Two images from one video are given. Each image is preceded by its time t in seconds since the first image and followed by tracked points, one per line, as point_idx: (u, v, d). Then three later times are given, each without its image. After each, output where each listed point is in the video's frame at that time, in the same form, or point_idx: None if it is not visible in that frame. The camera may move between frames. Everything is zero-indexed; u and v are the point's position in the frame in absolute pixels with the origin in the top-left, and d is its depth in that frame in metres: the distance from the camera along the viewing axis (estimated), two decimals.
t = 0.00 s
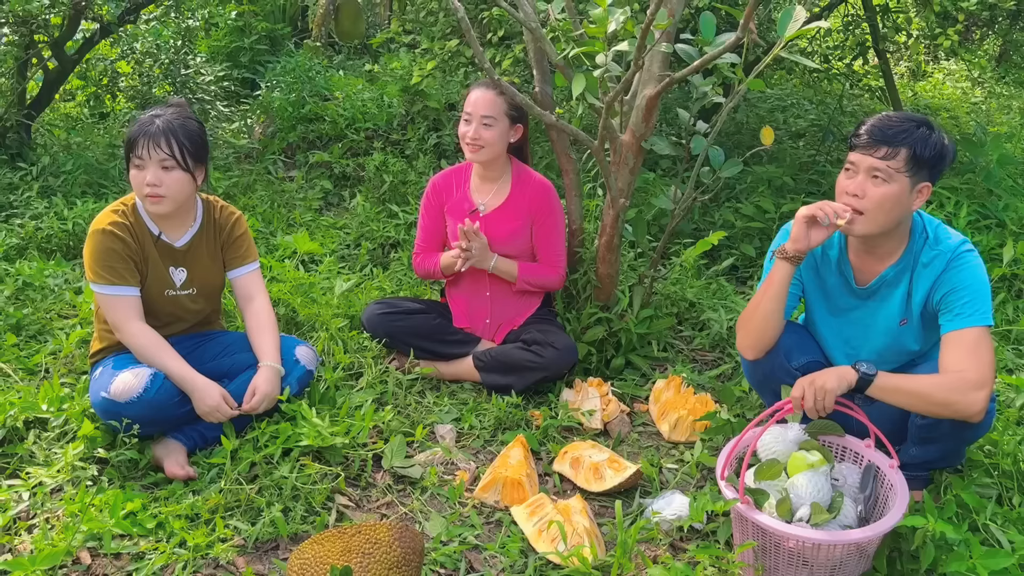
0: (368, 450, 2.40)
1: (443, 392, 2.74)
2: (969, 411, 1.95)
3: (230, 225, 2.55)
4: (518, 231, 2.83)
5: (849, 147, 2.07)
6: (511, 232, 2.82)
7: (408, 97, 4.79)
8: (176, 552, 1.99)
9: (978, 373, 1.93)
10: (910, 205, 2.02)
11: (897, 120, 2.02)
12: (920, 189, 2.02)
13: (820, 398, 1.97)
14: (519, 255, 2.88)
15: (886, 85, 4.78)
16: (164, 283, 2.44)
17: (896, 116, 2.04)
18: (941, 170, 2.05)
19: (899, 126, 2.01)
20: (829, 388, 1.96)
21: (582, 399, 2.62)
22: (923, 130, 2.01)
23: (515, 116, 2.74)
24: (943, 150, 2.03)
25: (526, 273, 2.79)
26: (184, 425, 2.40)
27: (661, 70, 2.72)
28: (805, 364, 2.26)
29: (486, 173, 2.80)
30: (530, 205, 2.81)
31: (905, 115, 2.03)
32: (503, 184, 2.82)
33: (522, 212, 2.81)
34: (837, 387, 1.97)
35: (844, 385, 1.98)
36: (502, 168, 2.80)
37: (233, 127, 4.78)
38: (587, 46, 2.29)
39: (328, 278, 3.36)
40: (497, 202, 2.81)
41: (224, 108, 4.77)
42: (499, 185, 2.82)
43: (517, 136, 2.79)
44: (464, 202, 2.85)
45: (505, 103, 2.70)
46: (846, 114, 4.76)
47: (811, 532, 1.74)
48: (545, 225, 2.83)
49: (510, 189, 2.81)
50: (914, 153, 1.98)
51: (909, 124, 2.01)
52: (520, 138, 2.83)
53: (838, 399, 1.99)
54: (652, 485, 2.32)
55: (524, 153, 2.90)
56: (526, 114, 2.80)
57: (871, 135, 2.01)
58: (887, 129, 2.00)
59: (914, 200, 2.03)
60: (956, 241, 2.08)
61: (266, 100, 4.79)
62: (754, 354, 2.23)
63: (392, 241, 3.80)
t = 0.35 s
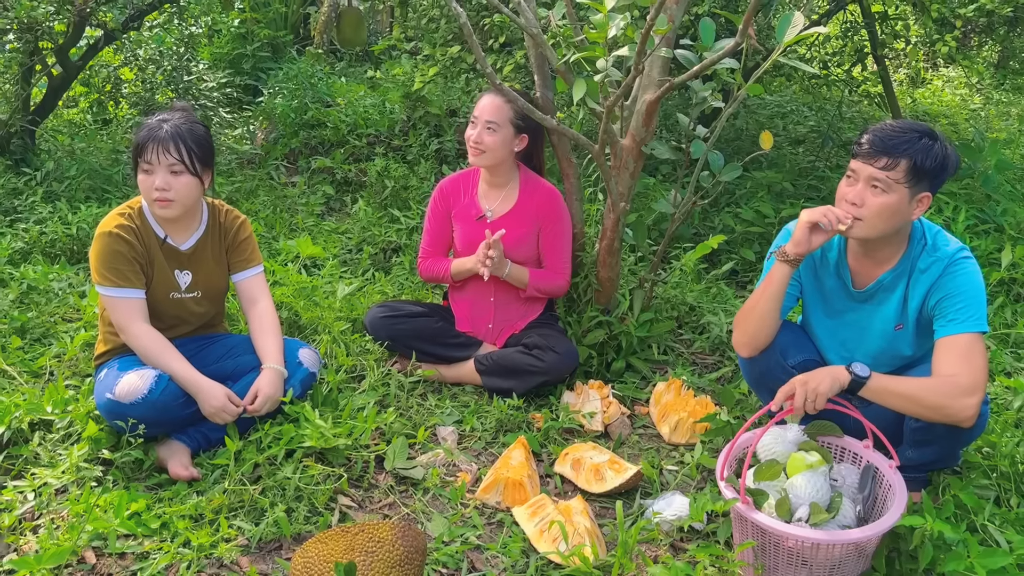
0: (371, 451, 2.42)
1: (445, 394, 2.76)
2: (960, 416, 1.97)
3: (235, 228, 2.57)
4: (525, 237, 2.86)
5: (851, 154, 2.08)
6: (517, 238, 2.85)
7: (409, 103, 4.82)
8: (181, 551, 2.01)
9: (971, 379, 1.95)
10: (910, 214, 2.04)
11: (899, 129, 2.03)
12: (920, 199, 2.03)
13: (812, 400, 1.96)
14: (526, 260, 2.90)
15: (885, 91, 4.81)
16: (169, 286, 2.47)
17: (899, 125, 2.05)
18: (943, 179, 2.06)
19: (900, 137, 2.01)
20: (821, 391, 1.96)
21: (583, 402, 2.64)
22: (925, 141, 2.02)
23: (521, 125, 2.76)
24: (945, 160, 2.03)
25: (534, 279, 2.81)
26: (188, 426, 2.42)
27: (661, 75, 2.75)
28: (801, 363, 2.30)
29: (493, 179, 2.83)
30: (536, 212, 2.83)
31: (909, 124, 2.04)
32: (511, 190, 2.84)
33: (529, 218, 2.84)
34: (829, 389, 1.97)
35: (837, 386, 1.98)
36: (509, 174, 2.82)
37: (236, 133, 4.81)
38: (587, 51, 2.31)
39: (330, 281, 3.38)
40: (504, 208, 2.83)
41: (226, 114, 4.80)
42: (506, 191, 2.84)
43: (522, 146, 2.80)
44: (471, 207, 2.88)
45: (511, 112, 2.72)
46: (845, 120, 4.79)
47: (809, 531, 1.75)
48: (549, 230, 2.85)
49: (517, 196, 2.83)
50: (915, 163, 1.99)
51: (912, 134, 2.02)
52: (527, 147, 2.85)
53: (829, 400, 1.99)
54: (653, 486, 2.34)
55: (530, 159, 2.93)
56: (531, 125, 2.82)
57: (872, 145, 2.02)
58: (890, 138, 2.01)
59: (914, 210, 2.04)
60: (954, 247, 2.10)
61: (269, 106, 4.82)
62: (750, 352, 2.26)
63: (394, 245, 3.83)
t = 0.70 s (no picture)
0: (371, 453, 2.43)
1: (445, 397, 2.77)
2: (962, 417, 1.98)
3: (237, 232, 2.59)
4: (522, 241, 2.88)
5: (846, 158, 2.09)
6: (514, 241, 2.87)
7: (409, 109, 4.85)
8: (183, 552, 2.02)
9: (971, 380, 1.97)
10: (906, 217, 2.06)
11: (894, 133, 2.05)
12: (916, 202, 2.04)
13: (824, 416, 1.96)
14: (523, 264, 2.92)
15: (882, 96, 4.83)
16: (171, 289, 2.48)
17: (894, 128, 2.07)
18: (939, 181, 2.08)
19: (895, 141, 2.03)
20: (832, 407, 1.95)
21: (583, 404, 2.66)
22: (921, 144, 2.03)
23: (519, 131, 2.78)
24: (941, 163, 2.05)
25: (532, 282, 2.83)
26: (190, 428, 2.43)
27: (659, 79, 2.77)
28: (800, 366, 2.31)
29: (487, 183, 2.85)
30: (533, 215, 2.86)
31: (904, 129, 2.05)
32: (505, 195, 2.86)
33: (525, 222, 2.86)
34: (839, 404, 1.96)
35: (846, 402, 1.98)
36: (504, 177, 2.84)
37: (236, 139, 4.83)
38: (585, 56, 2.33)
39: (331, 285, 3.40)
40: (499, 212, 2.86)
41: (226, 120, 4.83)
42: (500, 195, 2.86)
43: (518, 152, 2.81)
44: (467, 211, 2.90)
45: (509, 117, 2.74)
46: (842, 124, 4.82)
47: (808, 531, 1.76)
48: (547, 233, 2.87)
49: (512, 200, 2.86)
50: (910, 167, 2.00)
51: (907, 138, 2.03)
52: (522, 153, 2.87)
53: (838, 414, 1.99)
54: (652, 487, 2.35)
55: (527, 164, 2.95)
56: (529, 132, 2.84)
57: (867, 149, 2.04)
58: (885, 143, 2.03)
59: (909, 213, 2.06)
60: (950, 249, 2.12)
61: (269, 111, 4.85)
62: (748, 355, 2.27)
63: (394, 250, 3.85)
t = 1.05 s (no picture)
0: (371, 455, 2.43)
1: (443, 399, 2.78)
2: (955, 415, 1.99)
3: (236, 234, 2.60)
4: (514, 241, 2.89)
5: (843, 166, 2.09)
6: (508, 242, 2.88)
7: (407, 112, 4.86)
8: (183, 554, 2.03)
9: (964, 378, 1.98)
10: (905, 221, 2.07)
11: (891, 138, 2.05)
12: (914, 205, 2.06)
13: (813, 411, 1.97)
14: (518, 264, 2.93)
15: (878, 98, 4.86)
16: (171, 292, 2.49)
17: (889, 133, 2.07)
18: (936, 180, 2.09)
19: (892, 147, 2.03)
20: (821, 402, 1.96)
21: (582, 405, 2.67)
22: (917, 148, 2.04)
23: (513, 133, 2.79)
24: (938, 163, 2.06)
25: (526, 282, 2.85)
26: (189, 431, 2.44)
27: (655, 81, 2.78)
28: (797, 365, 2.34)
29: (480, 184, 2.86)
30: (525, 215, 2.86)
31: (899, 133, 2.06)
32: (497, 196, 2.87)
33: (517, 222, 2.87)
34: (829, 400, 1.97)
35: (836, 397, 1.99)
36: (496, 179, 2.86)
37: (234, 143, 4.84)
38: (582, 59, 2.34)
39: (329, 288, 3.41)
40: (492, 213, 2.86)
41: (224, 124, 4.84)
42: (492, 196, 2.87)
43: (511, 154, 2.83)
44: (460, 213, 2.91)
45: (505, 119, 2.75)
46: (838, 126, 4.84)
47: (805, 530, 1.78)
48: (542, 234, 2.88)
49: (504, 201, 2.87)
50: (908, 173, 2.01)
51: (903, 143, 2.04)
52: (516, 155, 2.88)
53: (828, 409, 2.00)
54: (650, 488, 2.36)
55: (524, 166, 2.96)
56: (524, 134, 2.86)
57: (865, 157, 2.04)
58: (882, 151, 2.03)
59: (909, 216, 2.08)
60: (947, 250, 2.13)
61: (267, 115, 4.85)
62: (746, 356, 2.29)
63: (392, 252, 3.85)
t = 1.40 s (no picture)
0: (367, 457, 2.44)
1: (440, 400, 2.79)
2: (948, 412, 2.01)
3: (232, 238, 2.61)
4: (510, 242, 2.90)
5: (837, 170, 2.11)
6: (504, 243, 2.89)
7: (401, 115, 4.87)
8: (180, 557, 2.03)
9: (958, 375, 1.99)
10: (901, 221, 2.09)
11: (883, 139, 2.07)
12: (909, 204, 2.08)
13: (806, 410, 1.98)
14: (514, 265, 2.94)
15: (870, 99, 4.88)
16: (167, 296, 2.49)
17: (882, 134, 2.09)
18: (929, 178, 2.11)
19: (886, 148, 2.05)
20: (815, 401, 1.97)
21: (577, 406, 2.68)
22: (910, 148, 2.06)
23: (508, 135, 2.80)
24: (931, 160, 2.08)
25: (522, 283, 2.86)
26: (186, 434, 2.44)
27: (649, 83, 2.80)
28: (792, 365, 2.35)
29: (476, 186, 2.87)
30: (520, 217, 2.88)
31: (890, 134, 2.07)
32: (493, 198, 2.88)
33: (513, 224, 2.88)
34: (823, 399, 1.98)
35: (831, 397, 1.99)
36: (492, 181, 2.87)
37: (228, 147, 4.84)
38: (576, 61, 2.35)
39: (325, 291, 3.41)
40: (487, 214, 2.87)
41: (218, 128, 4.82)
42: (488, 198, 2.88)
43: (506, 156, 2.84)
44: (455, 215, 2.92)
45: (499, 121, 2.76)
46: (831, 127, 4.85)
47: (800, 529, 1.79)
48: (538, 236, 2.90)
49: (499, 203, 2.87)
50: (903, 173, 2.02)
51: (895, 144, 2.06)
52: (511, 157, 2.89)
53: (822, 408, 2.01)
54: (646, 488, 2.37)
55: (518, 168, 2.97)
56: (519, 136, 2.87)
57: (859, 161, 2.05)
58: (876, 153, 2.04)
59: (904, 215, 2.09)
60: (939, 248, 2.15)
61: (261, 119, 4.85)
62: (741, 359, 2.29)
63: (387, 255, 3.86)
